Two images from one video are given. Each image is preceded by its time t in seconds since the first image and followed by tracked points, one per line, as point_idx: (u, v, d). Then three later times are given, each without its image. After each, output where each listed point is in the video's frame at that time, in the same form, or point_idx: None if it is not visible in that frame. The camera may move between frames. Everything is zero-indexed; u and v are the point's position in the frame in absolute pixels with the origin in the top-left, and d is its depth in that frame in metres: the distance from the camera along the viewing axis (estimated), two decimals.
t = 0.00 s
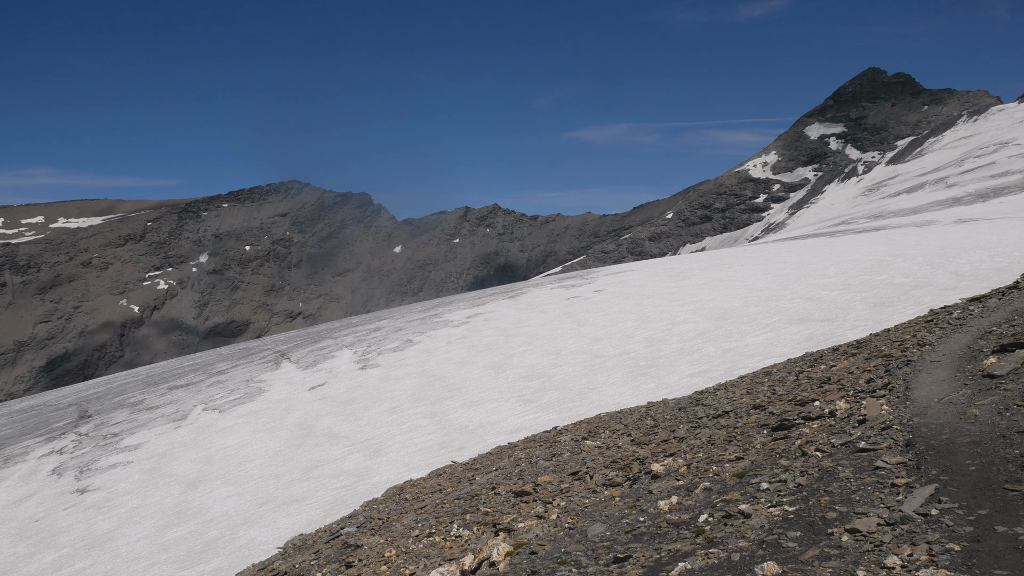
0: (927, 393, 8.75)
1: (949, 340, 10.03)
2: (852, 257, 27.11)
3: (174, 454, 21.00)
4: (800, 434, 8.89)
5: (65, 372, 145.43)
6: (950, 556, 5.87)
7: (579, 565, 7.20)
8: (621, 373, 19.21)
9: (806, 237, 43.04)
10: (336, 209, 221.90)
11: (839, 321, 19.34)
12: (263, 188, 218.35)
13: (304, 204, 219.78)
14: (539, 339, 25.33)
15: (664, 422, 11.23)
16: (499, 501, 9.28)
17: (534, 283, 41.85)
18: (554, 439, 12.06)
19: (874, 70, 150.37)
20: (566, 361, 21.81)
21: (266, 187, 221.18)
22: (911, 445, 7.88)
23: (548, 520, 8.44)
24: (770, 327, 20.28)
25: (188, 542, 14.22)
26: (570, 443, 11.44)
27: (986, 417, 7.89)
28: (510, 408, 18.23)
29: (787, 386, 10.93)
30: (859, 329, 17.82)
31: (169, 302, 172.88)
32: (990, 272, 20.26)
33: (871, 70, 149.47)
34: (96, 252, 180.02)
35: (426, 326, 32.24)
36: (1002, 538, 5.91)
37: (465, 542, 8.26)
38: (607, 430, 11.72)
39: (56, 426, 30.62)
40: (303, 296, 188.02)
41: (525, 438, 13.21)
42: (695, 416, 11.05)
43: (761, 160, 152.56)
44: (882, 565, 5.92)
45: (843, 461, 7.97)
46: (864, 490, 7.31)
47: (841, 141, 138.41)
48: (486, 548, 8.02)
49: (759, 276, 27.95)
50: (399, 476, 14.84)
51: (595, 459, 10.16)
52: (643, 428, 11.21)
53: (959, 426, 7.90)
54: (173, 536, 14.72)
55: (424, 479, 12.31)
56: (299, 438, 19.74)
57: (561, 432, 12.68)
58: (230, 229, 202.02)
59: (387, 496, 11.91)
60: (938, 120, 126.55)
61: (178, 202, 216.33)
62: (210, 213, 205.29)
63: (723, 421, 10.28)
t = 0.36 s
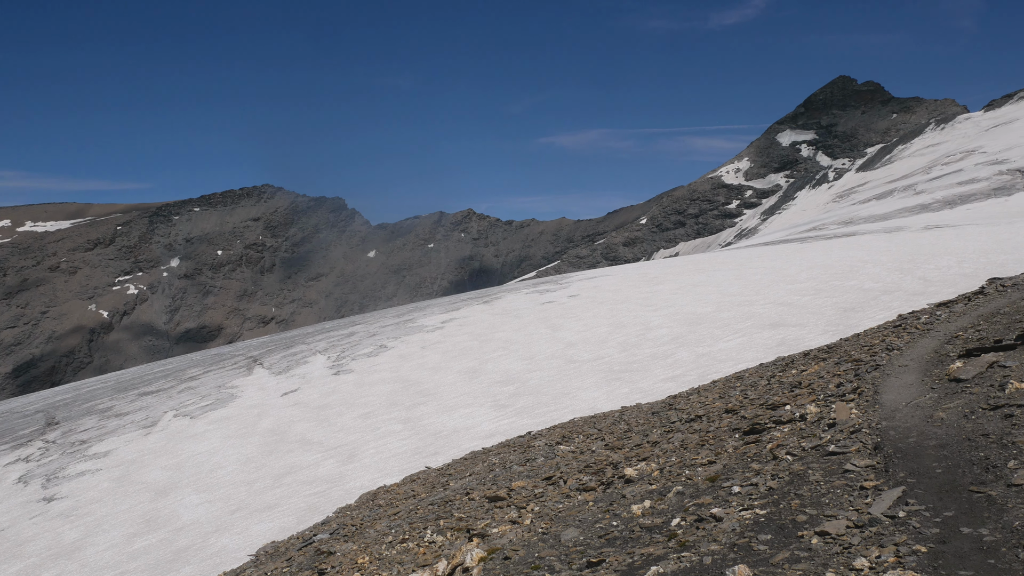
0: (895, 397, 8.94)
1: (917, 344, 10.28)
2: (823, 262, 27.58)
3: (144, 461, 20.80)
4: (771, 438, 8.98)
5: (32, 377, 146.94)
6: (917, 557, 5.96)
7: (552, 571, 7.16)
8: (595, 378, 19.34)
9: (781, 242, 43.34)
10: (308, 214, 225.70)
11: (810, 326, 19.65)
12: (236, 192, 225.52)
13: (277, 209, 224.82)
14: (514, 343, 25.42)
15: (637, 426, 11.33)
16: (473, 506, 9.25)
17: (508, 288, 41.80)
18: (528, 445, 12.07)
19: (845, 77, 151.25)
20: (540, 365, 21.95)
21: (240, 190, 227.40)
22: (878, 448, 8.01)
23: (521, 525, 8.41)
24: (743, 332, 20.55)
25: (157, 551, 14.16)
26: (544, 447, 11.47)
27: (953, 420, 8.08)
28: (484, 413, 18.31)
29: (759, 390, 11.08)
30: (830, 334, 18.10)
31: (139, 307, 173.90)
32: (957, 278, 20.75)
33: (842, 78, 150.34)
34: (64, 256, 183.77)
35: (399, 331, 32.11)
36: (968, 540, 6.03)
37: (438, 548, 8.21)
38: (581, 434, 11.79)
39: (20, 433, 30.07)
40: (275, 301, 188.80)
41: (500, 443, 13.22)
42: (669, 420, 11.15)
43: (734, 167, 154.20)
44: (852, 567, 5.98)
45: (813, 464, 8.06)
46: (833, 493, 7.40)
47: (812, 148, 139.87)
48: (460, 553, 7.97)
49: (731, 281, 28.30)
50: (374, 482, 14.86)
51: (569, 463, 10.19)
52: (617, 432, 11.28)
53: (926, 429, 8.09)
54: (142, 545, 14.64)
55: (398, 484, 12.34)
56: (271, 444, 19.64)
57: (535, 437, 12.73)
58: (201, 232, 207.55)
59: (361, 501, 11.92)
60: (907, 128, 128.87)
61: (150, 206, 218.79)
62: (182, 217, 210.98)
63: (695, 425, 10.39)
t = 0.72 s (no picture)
0: (862, 402, 9.08)
1: (884, 349, 10.48)
2: (793, 268, 28.06)
3: (111, 470, 20.51)
4: (741, 442, 9.06)
5: None
6: (883, 559, 6.05)
7: None
8: (568, 384, 19.43)
9: (752, 248, 43.82)
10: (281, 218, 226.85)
11: (781, 331, 19.92)
12: (206, 197, 225.61)
13: (249, 214, 226.10)
14: (487, 349, 25.52)
15: (610, 431, 11.40)
16: (445, 513, 9.22)
17: (482, 293, 41.90)
18: (500, 451, 12.12)
19: (814, 86, 154.32)
20: (513, 371, 22.03)
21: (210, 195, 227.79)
22: (846, 452, 8.11)
23: (493, 531, 8.39)
24: (714, 337, 20.80)
25: (123, 561, 14.02)
26: (517, 453, 11.50)
27: (918, 424, 8.22)
28: (457, 419, 18.37)
29: (731, 395, 11.21)
30: (801, 339, 18.36)
31: (107, 313, 174.66)
32: (923, 283, 21.23)
33: (811, 86, 152.87)
34: (30, 261, 183.20)
35: (372, 338, 32.01)
36: (934, 541, 6.12)
37: (410, 555, 8.15)
38: (554, 440, 11.84)
39: None
40: (246, 306, 192.02)
41: (472, 449, 13.25)
42: (640, 425, 11.23)
43: (705, 173, 155.43)
44: (820, 570, 6.04)
45: (782, 468, 8.13)
46: (801, 497, 7.48)
47: (783, 156, 142.73)
48: (431, 561, 7.93)
49: (703, 287, 28.66)
50: (346, 490, 14.88)
51: (542, 469, 10.20)
52: (588, 438, 11.38)
53: (894, 433, 8.20)
54: (109, 556, 14.49)
55: (370, 491, 12.34)
56: (242, 452, 19.48)
57: (508, 443, 12.75)
58: (171, 238, 206.64)
59: (331, 510, 11.87)
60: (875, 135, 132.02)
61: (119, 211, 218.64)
62: (151, 222, 208.70)
63: (667, 431, 10.46)
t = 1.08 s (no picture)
0: (831, 409, 9.22)
1: (852, 357, 10.68)
2: (762, 278, 28.64)
3: (77, 484, 20.19)
4: (713, 451, 9.12)
5: None
6: (851, 565, 6.13)
7: None
8: (542, 394, 19.55)
9: (723, 258, 44.14)
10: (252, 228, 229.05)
11: (752, 340, 20.21)
12: (175, 207, 227.81)
13: (218, 225, 226.63)
14: (460, 360, 25.62)
15: (583, 441, 11.45)
16: (418, 525, 9.18)
17: (455, 304, 41.91)
18: (473, 462, 12.12)
19: (781, 97, 157.51)
20: (486, 382, 22.12)
21: (179, 204, 230.24)
22: (815, 460, 8.21)
23: (466, 543, 8.37)
24: (687, 346, 21.08)
25: None
26: (490, 464, 11.50)
27: (885, 430, 8.36)
28: (430, 431, 18.41)
29: (702, 404, 11.33)
30: (771, 348, 18.66)
31: (74, 325, 173.59)
32: (890, 292, 21.80)
33: (779, 98, 156.45)
34: None
35: (344, 349, 31.89)
36: (900, 548, 6.22)
37: (381, 568, 8.09)
38: (527, 451, 11.88)
39: None
40: (217, 317, 186.31)
41: (446, 461, 13.24)
42: (613, 434, 11.30)
43: (677, 185, 156.02)
44: None
45: (753, 477, 8.21)
46: (772, 505, 7.55)
47: (752, 166, 144.62)
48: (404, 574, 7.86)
49: (674, 297, 29.08)
50: (317, 502, 14.86)
51: (515, 480, 10.19)
52: (561, 448, 11.45)
53: (862, 441, 8.31)
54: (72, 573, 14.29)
55: (343, 504, 12.32)
56: (212, 465, 19.31)
57: (481, 454, 12.78)
58: (138, 248, 207.96)
59: (302, 523, 11.80)
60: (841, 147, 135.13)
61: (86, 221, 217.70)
62: (120, 232, 211.03)
63: (639, 440, 10.53)
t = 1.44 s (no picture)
0: (799, 415, 9.36)
1: (820, 364, 10.89)
2: (731, 286, 29.19)
3: (41, 496, 19.91)
4: (683, 458, 9.20)
5: None
6: (818, 569, 6.20)
7: None
8: (514, 402, 19.68)
9: (694, 266, 44.45)
10: (222, 236, 233.08)
11: (722, 347, 20.56)
12: (142, 214, 228.41)
13: (186, 232, 230.38)
14: (431, 368, 25.68)
15: (555, 449, 11.50)
16: (389, 534, 9.15)
17: (426, 311, 41.86)
18: (445, 470, 12.15)
19: (750, 108, 160.06)
20: (458, 390, 22.17)
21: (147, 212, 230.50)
22: (783, 466, 8.29)
23: (437, 552, 8.34)
24: (657, 353, 21.39)
25: None
26: (461, 473, 11.54)
27: (852, 436, 8.49)
28: (401, 439, 18.46)
29: (673, 411, 11.45)
30: (741, 355, 18.97)
31: (37, 334, 172.17)
32: (857, 299, 22.37)
33: (749, 109, 159.29)
34: None
35: (315, 357, 31.72)
36: (866, 551, 6.29)
37: None
38: (498, 459, 11.98)
39: None
40: (184, 327, 185.75)
41: (419, 469, 13.26)
42: (584, 442, 11.38)
43: (647, 193, 156.47)
44: None
45: (722, 483, 8.27)
46: (741, 510, 7.62)
47: (722, 175, 146.61)
48: None
49: (645, 304, 29.46)
50: (287, 512, 14.86)
51: (487, 488, 10.22)
52: (531, 456, 11.54)
53: (828, 447, 8.42)
54: None
55: (313, 514, 12.34)
56: (180, 475, 19.15)
57: (453, 462, 12.81)
58: (103, 256, 208.85)
59: (273, 533, 11.82)
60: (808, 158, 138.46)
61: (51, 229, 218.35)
62: (84, 240, 211.12)
63: (610, 447, 10.62)
